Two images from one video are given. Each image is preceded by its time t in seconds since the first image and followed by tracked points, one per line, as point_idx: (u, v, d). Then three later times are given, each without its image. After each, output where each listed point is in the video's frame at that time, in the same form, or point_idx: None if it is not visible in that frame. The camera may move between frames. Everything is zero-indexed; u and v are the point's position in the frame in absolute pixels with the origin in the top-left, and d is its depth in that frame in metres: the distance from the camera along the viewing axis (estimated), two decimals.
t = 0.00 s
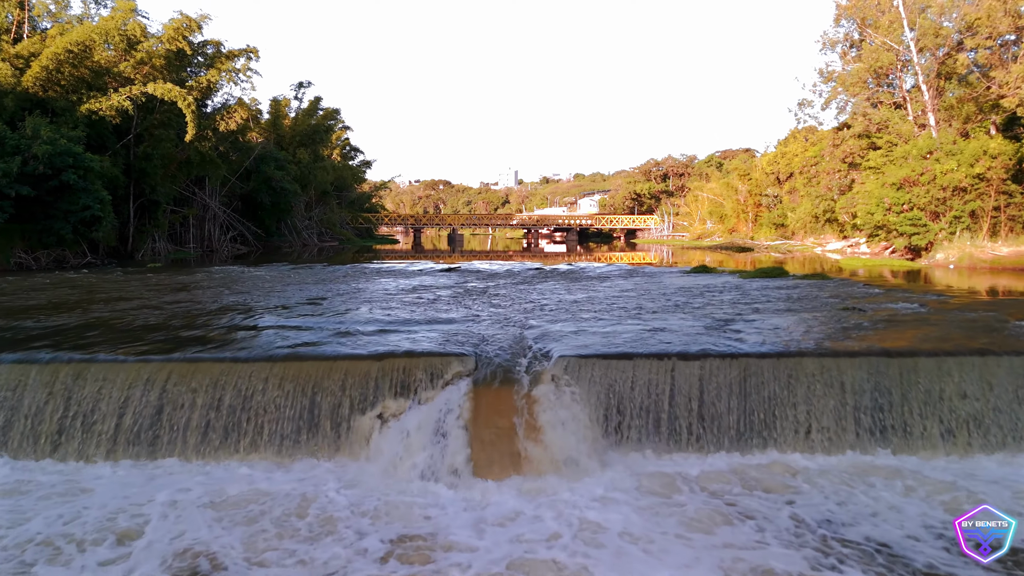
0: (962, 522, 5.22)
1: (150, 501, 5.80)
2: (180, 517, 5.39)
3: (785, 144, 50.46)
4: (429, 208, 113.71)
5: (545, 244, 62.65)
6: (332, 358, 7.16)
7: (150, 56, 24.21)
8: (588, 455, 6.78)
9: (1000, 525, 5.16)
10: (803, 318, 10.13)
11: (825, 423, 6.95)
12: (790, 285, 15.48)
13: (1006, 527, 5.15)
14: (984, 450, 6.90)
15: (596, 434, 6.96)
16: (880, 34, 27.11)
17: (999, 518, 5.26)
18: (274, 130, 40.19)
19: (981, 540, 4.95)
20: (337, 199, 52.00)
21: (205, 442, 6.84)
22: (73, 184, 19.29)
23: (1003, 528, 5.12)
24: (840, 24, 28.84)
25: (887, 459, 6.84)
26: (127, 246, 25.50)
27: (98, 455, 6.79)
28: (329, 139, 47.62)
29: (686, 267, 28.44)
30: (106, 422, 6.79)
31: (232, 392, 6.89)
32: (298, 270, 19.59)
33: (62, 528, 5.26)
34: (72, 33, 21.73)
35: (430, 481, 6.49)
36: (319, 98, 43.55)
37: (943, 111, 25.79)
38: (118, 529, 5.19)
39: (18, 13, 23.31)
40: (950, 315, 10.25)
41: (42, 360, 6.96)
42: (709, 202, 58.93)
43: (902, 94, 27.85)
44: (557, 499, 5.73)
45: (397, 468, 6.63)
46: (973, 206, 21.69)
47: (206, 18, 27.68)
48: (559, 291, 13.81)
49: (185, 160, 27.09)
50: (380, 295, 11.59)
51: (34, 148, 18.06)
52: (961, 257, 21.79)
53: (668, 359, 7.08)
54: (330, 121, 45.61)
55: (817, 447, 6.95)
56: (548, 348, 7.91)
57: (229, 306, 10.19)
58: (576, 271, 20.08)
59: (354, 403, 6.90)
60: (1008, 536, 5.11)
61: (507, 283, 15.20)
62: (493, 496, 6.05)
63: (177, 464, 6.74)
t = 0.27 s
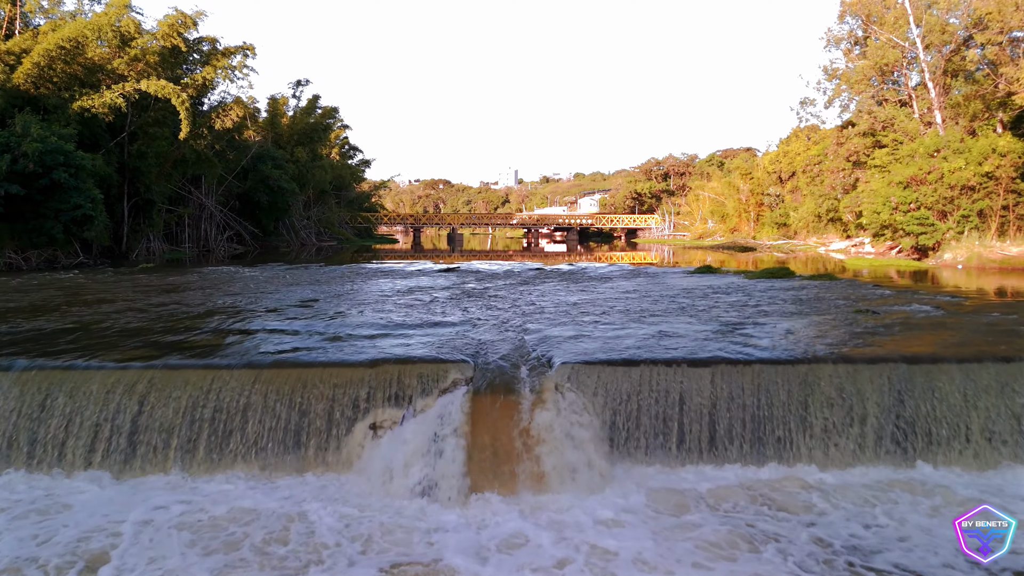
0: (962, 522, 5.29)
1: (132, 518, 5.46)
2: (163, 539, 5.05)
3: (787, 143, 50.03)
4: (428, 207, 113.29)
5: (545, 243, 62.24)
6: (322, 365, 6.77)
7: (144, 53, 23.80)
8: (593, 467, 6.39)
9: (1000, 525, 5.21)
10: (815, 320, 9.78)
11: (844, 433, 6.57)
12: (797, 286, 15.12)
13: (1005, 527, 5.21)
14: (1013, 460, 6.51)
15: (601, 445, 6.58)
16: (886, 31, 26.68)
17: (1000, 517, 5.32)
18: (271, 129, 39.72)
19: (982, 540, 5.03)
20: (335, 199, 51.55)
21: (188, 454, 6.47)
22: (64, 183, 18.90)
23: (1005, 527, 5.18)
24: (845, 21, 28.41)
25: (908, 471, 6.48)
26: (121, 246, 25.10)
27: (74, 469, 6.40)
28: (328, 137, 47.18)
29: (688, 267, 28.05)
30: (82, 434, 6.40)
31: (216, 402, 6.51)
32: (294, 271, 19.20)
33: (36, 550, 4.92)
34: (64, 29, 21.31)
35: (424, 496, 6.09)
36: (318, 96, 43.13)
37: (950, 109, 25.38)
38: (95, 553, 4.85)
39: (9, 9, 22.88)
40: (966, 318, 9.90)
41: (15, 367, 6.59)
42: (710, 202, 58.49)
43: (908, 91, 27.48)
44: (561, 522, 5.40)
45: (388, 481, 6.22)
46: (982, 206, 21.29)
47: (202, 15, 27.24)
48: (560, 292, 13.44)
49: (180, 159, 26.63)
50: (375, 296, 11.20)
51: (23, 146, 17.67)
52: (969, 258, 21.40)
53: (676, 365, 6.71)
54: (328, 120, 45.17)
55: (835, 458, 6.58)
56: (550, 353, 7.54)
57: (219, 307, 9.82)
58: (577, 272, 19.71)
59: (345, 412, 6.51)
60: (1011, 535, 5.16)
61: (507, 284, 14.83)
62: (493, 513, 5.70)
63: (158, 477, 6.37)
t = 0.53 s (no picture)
0: (970, 522, 5.29)
1: (108, 539, 5.08)
2: (141, 562, 4.70)
3: (790, 139, 49.60)
4: (428, 204, 112.91)
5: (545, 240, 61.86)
6: (310, 370, 6.38)
7: (137, 47, 23.31)
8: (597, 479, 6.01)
9: (1000, 525, 5.20)
10: (826, 320, 9.41)
11: (862, 442, 6.20)
12: (804, 284, 14.75)
13: (1005, 526, 5.19)
14: None
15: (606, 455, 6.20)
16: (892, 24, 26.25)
17: (994, 513, 5.31)
18: (268, 125, 39.32)
19: (982, 539, 5.02)
20: (334, 195, 51.16)
21: (167, 465, 6.07)
22: (55, 179, 18.52)
23: (1013, 528, 5.12)
24: (850, 15, 28.00)
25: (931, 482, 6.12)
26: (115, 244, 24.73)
27: (44, 481, 5.99)
28: (326, 134, 46.74)
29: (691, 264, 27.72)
30: (54, 444, 6.00)
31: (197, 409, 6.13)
32: (291, 268, 18.84)
33: (3, 573, 4.57)
34: (55, 22, 20.89)
35: (417, 511, 5.70)
36: (316, 92, 42.68)
37: (957, 104, 24.98)
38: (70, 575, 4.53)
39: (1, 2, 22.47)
40: (983, 318, 9.56)
41: None
42: (712, 198, 58.09)
43: (914, 86, 27.08)
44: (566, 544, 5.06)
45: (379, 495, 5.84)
46: (991, 202, 20.90)
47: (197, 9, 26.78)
48: (561, 291, 13.05)
49: (176, 155, 26.16)
50: (371, 296, 10.82)
51: (13, 141, 17.29)
52: (978, 255, 21.01)
53: (686, 370, 6.36)
54: (327, 116, 44.75)
55: (857, 470, 6.19)
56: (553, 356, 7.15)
57: (207, 308, 9.42)
58: (579, 269, 19.35)
59: (334, 421, 6.14)
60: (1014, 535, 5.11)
61: (507, 282, 14.48)
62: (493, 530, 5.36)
63: (135, 490, 5.98)
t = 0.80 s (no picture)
0: (967, 524, 5.24)
1: (81, 561, 4.72)
2: None
3: (792, 135, 49.14)
4: (428, 201, 112.50)
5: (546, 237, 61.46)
6: (297, 376, 6.00)
7: (129, 40, 22.81)
8: (604, 493, 5.64)
9: (1000, 525, 5.16)
10: (838, 320, 9.06)
11: (885, 453, 5.83)
12: (811, 282, 14.39)
13: (1005, 526, 5.15)
14: None
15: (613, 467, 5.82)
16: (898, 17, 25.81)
17: (992, 515, 5.25)
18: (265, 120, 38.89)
19: (982, 540, 4.98)
20: (332, 191, 50.75)
21: (144, 477, 5.70)
22: (45, 174, 18.13)
23: (1012, 528, 5.09)
24: (856, 8, 27.55)
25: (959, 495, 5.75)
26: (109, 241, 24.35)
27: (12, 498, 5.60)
28: (324, 129, 46.28)
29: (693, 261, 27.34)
30: (22, 457, 5.62)
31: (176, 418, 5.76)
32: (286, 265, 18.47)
33: None
34: (46, 14, 20.46)
35: (411, 528, 5.33)
36: (314, 87, 42.20)
37: (964, 98, 24.55)
38: None
39: None
40: (1002, 318, 9.19)
41: None
42: (714, 194, 57.66)
43: (921, 80, 26.64)
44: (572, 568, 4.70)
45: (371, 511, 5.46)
46: (1000, 198, 20.48)
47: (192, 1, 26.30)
48: (562, 289, 12.69)
49: (170, 150, 25.68)
50: (365, 295, 10.43)
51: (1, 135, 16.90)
52: (987, 252, 20.61)
53: (696, 375, 5.99)
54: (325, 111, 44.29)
55: (880, 483, 5.82)
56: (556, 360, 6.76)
57: (195, 308, 9.04)
58: (580, 266, 18.98)
59: (322, 431, 5.75)
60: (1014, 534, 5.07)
61: (507, 280, 14.11)
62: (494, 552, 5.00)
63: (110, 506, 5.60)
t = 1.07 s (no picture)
0: (966, 521, 5.22)
1: None
2: None
3: (795, 131, 48.69)
4: (427, 198, 112.05)
5: (546, 234, 61.05)
6: (282, 385, 5.60)
7: (122, 34, 22.44)
8: (609, 511, 5.28)
9: (1000, 525, 5.11)
10: (851, 322, 8.72)
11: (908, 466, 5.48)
12: (818, 282, 14.04)
13: (1006, 527, 5.09)
14: None
15: (621, 482, 5.45)
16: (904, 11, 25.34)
17: (995, 512, 5.19)
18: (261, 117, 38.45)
19: (982, 540, 4.96)
20: (331, 189, 50.34)
21: (120, 494, 5.30)
22: (35, 170, 17.73)
23: (1011, 526, 5.06)
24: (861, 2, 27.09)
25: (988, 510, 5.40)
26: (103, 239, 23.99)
27: None
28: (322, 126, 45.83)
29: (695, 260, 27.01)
30: None
31: (153, 429, 5.36)
32: (282, 264, 18.11)
33: None
34: (36, 7, 20.06)
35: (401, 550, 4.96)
36: (312, 83, 41.77)
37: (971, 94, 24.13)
38: None
39: None
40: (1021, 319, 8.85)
41: None
42: (715, 191, 57.24)
43: (927, 75, 26.23)
44: None
45: (360, 530, 5.10)
46: (1010, 195, 20.07)
47: None
48: (563, 289, 12.34)
49: (165, 147, 25.26)
50: (359, 295, 10.07)
51: None
52: (996, 250, 20.23)
53: (708, 383, 5.63)
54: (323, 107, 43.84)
55: (902, 497, 5.47)
56: (558, 366, 6.41)
57: (181, 309, 8.67)
58: (581, 265, 18.63)
59: (308, 444, 5.37)
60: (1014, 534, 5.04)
61: (507, 279, 13.75)
62: None
63: (83, 526, 5.21)
